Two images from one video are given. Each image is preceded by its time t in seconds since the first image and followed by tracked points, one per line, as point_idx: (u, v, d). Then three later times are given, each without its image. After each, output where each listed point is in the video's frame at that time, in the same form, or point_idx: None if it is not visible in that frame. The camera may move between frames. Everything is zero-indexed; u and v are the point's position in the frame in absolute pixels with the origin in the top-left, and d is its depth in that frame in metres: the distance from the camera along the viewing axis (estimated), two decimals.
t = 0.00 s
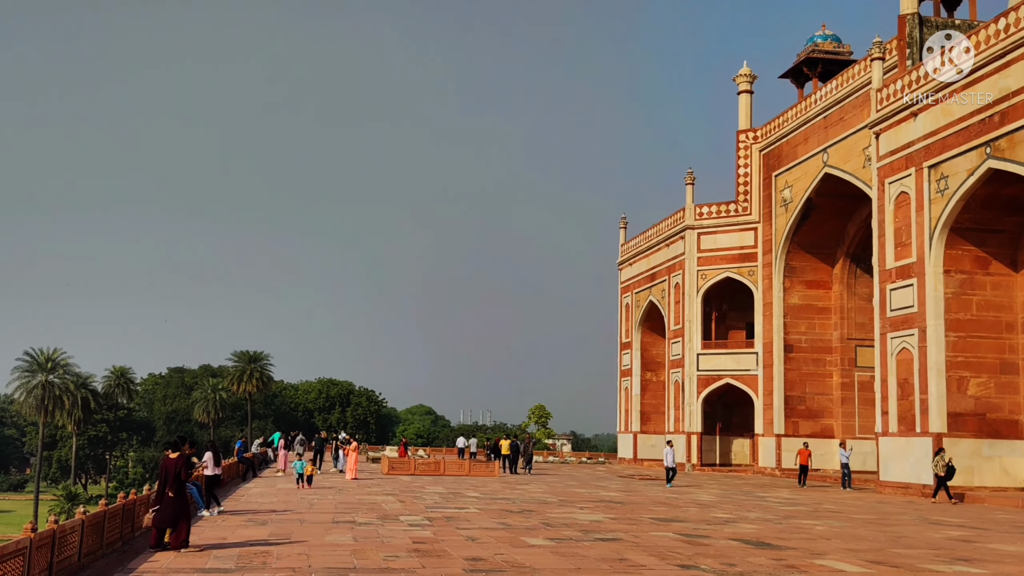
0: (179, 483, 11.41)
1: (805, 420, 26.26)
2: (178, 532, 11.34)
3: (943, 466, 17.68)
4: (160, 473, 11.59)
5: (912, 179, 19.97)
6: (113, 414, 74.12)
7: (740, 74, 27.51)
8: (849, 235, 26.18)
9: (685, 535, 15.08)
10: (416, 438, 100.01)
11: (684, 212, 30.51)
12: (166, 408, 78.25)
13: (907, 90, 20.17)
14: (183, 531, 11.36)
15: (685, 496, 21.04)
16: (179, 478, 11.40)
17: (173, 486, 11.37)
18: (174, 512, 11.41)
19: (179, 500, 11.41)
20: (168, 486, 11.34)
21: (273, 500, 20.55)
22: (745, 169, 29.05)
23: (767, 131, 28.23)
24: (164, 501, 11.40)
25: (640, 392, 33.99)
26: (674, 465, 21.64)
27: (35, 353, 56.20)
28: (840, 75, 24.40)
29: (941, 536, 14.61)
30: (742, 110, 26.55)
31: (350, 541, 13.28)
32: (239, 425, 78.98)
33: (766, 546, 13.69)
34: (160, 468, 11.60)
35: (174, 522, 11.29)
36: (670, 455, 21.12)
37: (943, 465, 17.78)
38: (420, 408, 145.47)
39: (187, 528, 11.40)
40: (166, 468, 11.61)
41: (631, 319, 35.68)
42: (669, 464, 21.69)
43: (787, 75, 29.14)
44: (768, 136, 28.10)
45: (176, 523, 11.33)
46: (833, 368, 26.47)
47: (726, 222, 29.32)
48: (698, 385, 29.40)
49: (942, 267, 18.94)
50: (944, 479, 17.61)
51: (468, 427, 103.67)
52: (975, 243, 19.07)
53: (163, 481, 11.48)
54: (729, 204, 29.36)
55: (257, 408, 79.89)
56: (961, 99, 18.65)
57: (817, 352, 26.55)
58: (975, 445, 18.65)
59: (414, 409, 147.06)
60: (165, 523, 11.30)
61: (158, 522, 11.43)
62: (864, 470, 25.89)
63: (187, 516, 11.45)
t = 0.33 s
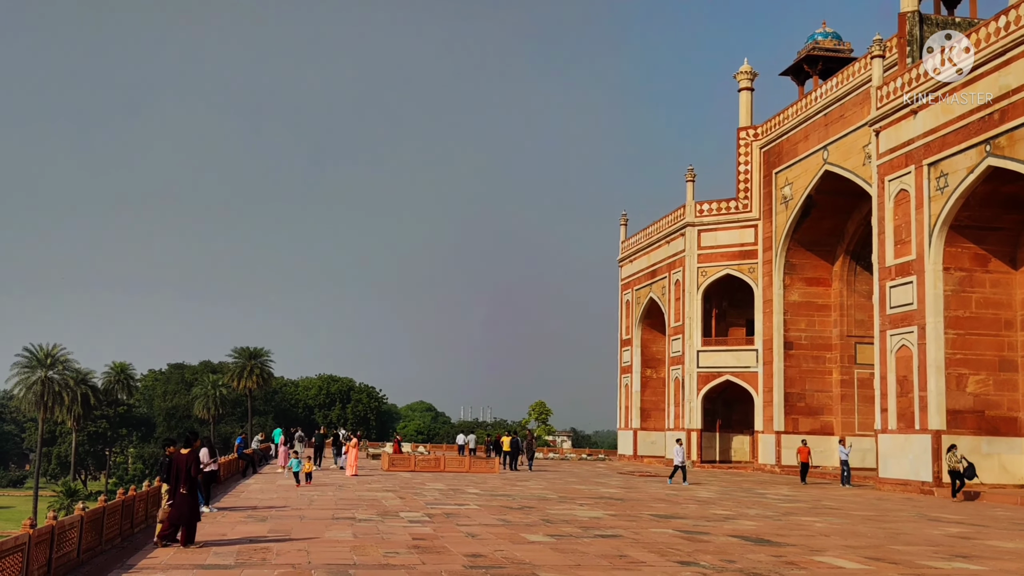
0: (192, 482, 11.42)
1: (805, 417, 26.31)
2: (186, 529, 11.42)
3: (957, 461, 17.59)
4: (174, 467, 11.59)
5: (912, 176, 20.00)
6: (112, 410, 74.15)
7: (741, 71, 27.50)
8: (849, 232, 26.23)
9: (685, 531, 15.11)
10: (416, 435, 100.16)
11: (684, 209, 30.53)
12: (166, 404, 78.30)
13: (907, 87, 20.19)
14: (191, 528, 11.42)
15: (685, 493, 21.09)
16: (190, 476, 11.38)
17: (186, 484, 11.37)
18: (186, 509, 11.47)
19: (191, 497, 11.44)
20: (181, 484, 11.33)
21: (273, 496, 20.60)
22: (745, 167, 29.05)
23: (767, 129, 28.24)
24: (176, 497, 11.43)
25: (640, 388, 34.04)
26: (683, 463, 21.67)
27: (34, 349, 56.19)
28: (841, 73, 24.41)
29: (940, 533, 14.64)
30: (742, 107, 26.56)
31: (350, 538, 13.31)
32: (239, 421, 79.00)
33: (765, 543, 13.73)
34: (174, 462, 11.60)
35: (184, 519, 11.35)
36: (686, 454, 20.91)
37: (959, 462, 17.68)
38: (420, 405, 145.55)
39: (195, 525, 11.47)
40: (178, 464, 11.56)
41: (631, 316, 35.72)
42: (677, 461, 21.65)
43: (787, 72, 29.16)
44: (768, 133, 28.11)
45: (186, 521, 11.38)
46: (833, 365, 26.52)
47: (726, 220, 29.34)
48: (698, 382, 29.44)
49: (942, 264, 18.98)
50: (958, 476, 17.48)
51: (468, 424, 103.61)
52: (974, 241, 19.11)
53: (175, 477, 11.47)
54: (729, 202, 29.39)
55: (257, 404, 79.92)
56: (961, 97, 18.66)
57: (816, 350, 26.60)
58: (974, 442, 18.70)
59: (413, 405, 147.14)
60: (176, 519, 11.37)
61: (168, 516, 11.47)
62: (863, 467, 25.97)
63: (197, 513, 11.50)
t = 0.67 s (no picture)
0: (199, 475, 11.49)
1: (804, 413, 26.38)
2: (190, 525, 11.27)
3: (971, 458, 17.61)
4: (181, 464, 11.67)
5: (912, 173, 20.04)
6: (111, 407, 74.14)
7: (741, 68, 27.53)
8: (849, 230, 26.27)
9: (685, 528, 15.17)
10: (415, 431, 100.41)
11: (684, 207, 30.58)
12: (166, 401, 78.34)
13: (907, 85, 20.23)
14: (196, 527, 11.30)
15: (685, 490, 21.15)
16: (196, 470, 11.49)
17: (194, 478, 11.43)
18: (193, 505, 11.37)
19: (199, 492, 11.42)
20: (188, 477, 11.39)
21: (273, 493, 20.64)
22: (746, 164, 29.09)
23: (767, 126, 28.28)
24: (183, 493, 11.42)
25: (640, 385, 34.10)
26: (691, 461, 21.69)
27: (34, 345, 56.11)
28: (841, 70, 24.46)
29: (939, 529, 14.69)
30: (743, 105, 26.60)
31: (351, 534, 13.36)
32: (238, 418, 79.01)
33: (765, 539, 13.78)
34: (181, 459, 11.69)
35: (191, 514, 11.25)
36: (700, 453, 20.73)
37: (972, 458, 17.69)
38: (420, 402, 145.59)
39: (199, 525, 11.35)
40: (187, 462, 11.68)
41: (631, 313, 35.78)
42: (687, 459, 21.64)
43: (788, 70, 29.20)
44: (768, 130, 28.14)
45: (190, 515, 11.25)
46: (832, 362, 26.57)
47: (727, 217, 29.40)
48: (698, 379, 29.51)
49: (941, 262, 19.03)
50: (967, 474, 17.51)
51: (468, 422, 103.67)
52: (974, 238, 19.16)
53: (184, 473, 11.55)
54: (729, 199, 29.44)
55: (257, 402, 79.96)
56: (961, 94, 18.70)
57: (816, 347, 26.65)
58: (973, 439, 18.77)
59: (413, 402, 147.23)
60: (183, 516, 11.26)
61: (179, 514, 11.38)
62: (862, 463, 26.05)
63: (202, 511, 11.38)
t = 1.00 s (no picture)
0: (198, 471, 11.55)
1: (803, 409, 26.42)
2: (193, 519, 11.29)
3: (979, 453, 17.63)
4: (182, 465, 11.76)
5: (910, 170, 20.06)
6: (110, 404, 74.17)
7: (741, 64, 27.53)
8: (848, 226, 26.30)
9: (683, 524, 15.20)
10: (415, 428, 100.51)
11: (684, 203, 30.61)
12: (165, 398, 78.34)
13: (907, 82, 20.23)
14: (201, 521, 11.34)
15: (684, 485, 21.19)
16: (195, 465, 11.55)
17: (193, 474, 11.50)
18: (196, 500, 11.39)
19: (200, 487, 11.46)
20: (187, 474, 11.49)
21: (272, 489, 20.67)
22: (745, 160, 29.11)
23: (767, 123, 28.28)
24: (185, 490, 11.50)
25: (639, 381, 34.14)
26: (701, 459, 21.74)
27: (32, 342, 56.21)
28: (840, 67, 24.46)
29: (937, 525, 14.73)
30: (742, 101, 26.60)
31: (350, 530, 13.39)
32: (238, 415, 79.03)
33: (763, 535, 13.82)
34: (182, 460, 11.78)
35: (195, 508, 11.29)
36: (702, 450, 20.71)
37: (983, 455, 17.66)
38: (419, 398, 145.59)
39: (205, 518, 11.37)
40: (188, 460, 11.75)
41: (630, 309, 35.82)
42: (696, 456, 21.66)
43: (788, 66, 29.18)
44: (768, 127, 28.15)
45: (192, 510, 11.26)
46: (831, 358, 26.60)
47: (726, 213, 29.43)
48: (697, 375, 29.55)
49: (939, 258, 19.05)
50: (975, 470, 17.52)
51: (470, 417, 103.83)
52: (972, 234, 19.18)
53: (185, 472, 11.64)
54: (729, 195, 29.47)
55: (256, 398, 80.00)
56: (960, 91, 18.71)
57: (815, 343, 26.69)
58: (971, 435, 18.81)
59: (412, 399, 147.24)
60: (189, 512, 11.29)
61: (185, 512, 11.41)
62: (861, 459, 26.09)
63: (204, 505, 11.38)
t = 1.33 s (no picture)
0: (202, 469, 11.61)
1: (803, 406, 26.45)
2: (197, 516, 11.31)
3: (991, 449, 17.50)
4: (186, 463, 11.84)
5: (910, 166, 20.06)
6: (110, 400, 74.20)
7: (741, 61, 27.52)
8: (848, 223, 26.31)
9: (683, 520, 15.22)
10: (415, 424, 100.60)
11: (684, 200, 30.63)
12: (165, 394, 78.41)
13: (907, 78, 20.25)
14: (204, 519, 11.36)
15: (684, 482, 21.21)
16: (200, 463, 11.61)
17: (198, 471, 11.57)
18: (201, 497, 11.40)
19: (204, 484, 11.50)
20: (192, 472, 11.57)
21: (273, 485, 20.69)
22: (745, 157, 29.12)
23: (767, 119, 28.28)
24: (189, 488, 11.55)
25: (639, 377, 34.16)
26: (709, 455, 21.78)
27: (32, 338, 56.27)
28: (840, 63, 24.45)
29: (936, 521, 14.74)
30: (742, 98, 26.60)
31: (350, 527, 13.40)
32: (238, 411, 79.06)
33: (763, 531, 13.84)
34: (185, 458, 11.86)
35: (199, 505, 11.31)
36: (703, 447, 20.74)
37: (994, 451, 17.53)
38: (419, 394, 145.73)
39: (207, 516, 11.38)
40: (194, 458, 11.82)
41: (630, 306, 35.84)
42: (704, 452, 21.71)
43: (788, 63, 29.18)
44: (768, 123, 28.15)
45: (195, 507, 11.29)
46: (831, 355, 26.62)
47: (726, 210, 29.45)
48: (697, 371, 29.56)
49: (939, 255, 19.06)
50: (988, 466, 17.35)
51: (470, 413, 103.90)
52: (972, 231, 19.20)
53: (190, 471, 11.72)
54: (729, 192, 29.48)
55: (256, 394, 80.06)
56: (960, 87, 18.71)
57: (815, 339, 26.70)
58: (971, 431, 18.82)
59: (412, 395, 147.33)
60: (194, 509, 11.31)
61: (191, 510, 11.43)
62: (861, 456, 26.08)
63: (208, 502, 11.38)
